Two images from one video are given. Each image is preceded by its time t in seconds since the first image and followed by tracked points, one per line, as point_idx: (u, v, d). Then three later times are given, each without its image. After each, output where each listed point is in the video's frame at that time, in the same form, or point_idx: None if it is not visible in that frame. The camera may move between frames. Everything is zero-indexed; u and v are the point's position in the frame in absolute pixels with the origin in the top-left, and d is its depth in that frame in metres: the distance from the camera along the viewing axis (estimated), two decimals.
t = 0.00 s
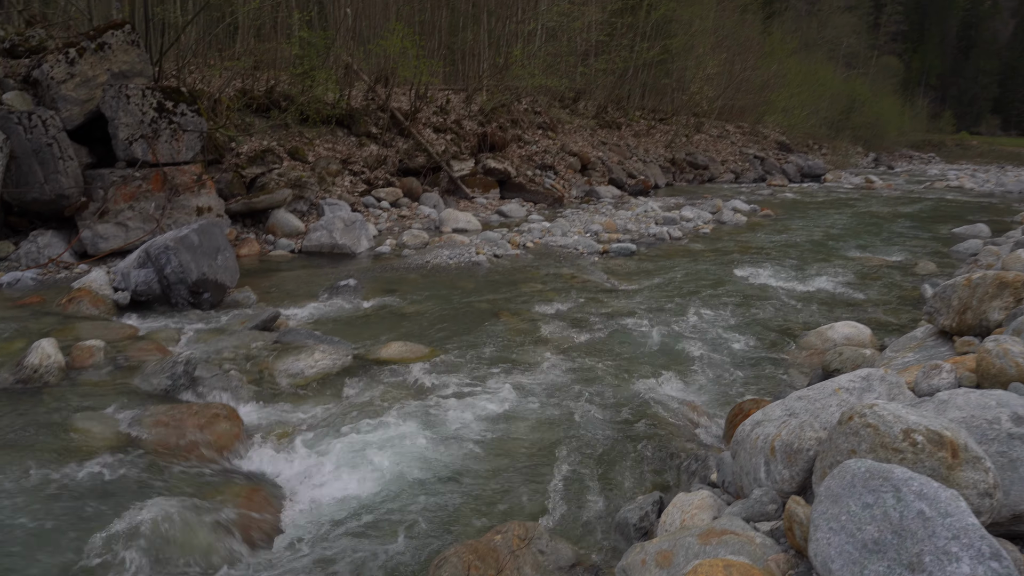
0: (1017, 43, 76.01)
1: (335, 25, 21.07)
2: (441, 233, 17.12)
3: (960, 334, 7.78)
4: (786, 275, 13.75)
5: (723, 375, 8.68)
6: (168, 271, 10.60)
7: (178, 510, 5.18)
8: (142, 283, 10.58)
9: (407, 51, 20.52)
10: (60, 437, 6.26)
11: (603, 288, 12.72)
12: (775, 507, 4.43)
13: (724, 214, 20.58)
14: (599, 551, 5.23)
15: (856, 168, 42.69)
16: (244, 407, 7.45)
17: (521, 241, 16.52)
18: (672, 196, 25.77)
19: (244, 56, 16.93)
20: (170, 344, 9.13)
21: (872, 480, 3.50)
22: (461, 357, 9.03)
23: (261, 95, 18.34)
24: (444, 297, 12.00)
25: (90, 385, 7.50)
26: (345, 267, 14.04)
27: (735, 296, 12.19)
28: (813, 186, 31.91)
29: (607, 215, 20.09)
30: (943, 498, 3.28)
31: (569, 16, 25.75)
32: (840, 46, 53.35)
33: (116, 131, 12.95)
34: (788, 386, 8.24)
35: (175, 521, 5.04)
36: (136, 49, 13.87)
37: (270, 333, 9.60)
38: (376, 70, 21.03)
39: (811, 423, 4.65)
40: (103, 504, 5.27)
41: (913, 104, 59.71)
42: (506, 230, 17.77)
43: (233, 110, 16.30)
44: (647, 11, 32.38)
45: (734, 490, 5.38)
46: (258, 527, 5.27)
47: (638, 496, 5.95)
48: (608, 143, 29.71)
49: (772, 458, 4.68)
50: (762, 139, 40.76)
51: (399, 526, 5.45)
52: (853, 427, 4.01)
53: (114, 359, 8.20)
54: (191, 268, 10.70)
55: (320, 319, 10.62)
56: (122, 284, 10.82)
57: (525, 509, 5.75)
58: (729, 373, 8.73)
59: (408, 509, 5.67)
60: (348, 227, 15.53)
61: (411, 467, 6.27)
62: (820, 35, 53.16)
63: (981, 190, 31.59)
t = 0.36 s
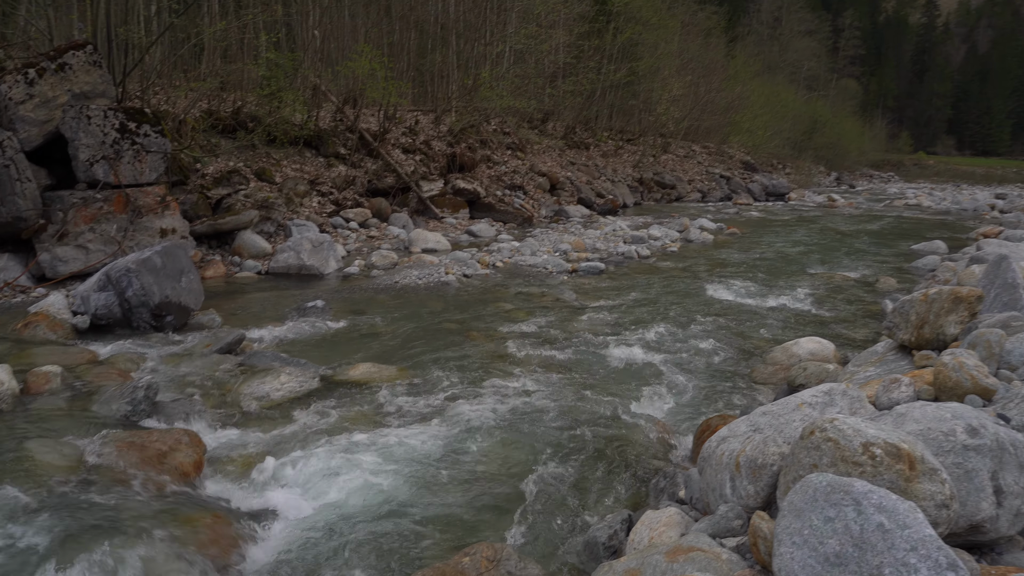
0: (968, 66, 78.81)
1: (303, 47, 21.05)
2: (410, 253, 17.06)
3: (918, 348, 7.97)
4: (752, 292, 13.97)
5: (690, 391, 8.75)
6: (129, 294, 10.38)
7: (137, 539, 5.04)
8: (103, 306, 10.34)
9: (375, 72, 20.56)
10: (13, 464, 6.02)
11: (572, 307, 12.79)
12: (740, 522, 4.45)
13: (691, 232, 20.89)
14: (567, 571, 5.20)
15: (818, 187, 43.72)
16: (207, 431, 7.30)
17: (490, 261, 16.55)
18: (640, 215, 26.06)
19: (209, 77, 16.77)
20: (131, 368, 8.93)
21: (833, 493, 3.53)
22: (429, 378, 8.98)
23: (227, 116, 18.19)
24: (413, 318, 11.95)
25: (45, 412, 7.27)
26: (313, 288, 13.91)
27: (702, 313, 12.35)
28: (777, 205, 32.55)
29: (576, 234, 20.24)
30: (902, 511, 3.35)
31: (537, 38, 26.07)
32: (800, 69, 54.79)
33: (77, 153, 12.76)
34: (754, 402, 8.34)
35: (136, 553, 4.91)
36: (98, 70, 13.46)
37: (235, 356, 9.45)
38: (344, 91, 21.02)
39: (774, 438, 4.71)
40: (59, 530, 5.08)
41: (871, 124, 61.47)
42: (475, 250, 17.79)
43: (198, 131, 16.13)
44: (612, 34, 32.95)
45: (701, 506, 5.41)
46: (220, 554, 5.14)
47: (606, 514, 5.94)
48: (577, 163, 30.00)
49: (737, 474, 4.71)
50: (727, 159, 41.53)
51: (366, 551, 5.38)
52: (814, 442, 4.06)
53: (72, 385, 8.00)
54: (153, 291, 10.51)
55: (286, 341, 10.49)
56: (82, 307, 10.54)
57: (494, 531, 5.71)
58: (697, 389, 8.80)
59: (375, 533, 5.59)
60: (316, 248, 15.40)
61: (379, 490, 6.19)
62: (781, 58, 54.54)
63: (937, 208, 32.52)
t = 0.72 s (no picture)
0: (922, 79, 81.29)
1: (267, 57, 20.85)
2: (377, 264, 16.94)
3: (876, 353, 8.14)
4: (716, 300, 14.16)
5: (657, 399, 8.81)
6: (85, 308, 10.11)
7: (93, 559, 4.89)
8: (58, 321, 10.06)
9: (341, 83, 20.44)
10: None
11: (539, 317, 12.82)
12: (704, 529, 4.48)
13: (657, 241, 21.12)
14: None
15: (780, 197, 44.61)
16: (166, 448, 7.13)
17: (458, 272, 16.50)
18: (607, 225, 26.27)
19: (170, 87, 16.50)
20: (87, 385, 8.68)
21: (793, 498, 3.57)
22: (396, 390, 8.91)
23: (189, 127, 17.90)
24: (379, 330, 11.85)
25: None
26: (277, 300, 13.72)
27: (667, 322, 12.47)
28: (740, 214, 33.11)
29: (543, 245, 20.32)
30: (859, 514, 3.41)
31: (503, 50, 26.21)
32: (761, 81, 55.96)
33: (31, 164, 12.45)
34: (719, 408, 8.43)
35: (93, 571, 4.73)
36: (52, 80, 13.10)
37: (196, 371, 9.26)
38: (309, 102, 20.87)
39: (736, 444, 4.76)
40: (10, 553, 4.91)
41: (830, 136, 62.98)
42: (442, 261, 17.74)
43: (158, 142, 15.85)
44: (578, 46, 33.29)
45: (666, 514, 5.43)
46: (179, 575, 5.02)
47: (574, 524, 5.93)
48: (544, 174, 30.14)
49: (701, 481, 4.74)
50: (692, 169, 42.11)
51: (330, 569, 5.29)
52: (774, 447, 4.11)
53: (24, 403, 7.75)
54: (111, 305, 10.26)
55: (249, 355, 10.32)
56: (35, 323, 10.24)
57: (461, 543, 5.67)
58: (663, 397, 8.86)
59: (340, 550, 5.52)
60: (280, 260, 15.25)
61: (344, 505, 6.11)
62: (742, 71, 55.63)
63: (894, 217, 33.40)
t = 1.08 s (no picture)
0: (877, 86, 83.54)
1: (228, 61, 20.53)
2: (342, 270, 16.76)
3: (835, 353, 8.31)
4: (681, 303, 14.32)
5: (623, 401, 8.86)
6: (38, 317, 9.79)
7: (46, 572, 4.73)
8: (9, 330, 9.73)
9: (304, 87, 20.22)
10: None
11: (506, 321, 12.82)
12: (668, 529, 4.51)
13: (622, 245, 21.29)
14: None
15: (742, 201, 45.34)
16: (124, 459, 6.94)
17: (424, 277, 16.42)
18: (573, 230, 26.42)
19: (128, 91, 16.15)
20: (40, 396, 8.41)
21: (755, 495, 3.61)
22: (361, 397, 8.81)
23: (147, 132, 17.51)
24: (344, 336, 11.72)
25: None
26: (239, 308, 13.48)
27: (633, 324, 12.57)
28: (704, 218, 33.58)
29: (510, 249, 20.34)
30: (818, 509, 3.47)
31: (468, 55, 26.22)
32: (723, 88, 56.93)
33: None
34: (684, 410, 8.51)
35: None
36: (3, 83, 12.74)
37: (155, 380, 9.04)
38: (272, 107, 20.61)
39: (699, 444, 4.81)
40: None
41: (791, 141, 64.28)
42: (408, 266, 17.64)
43: (115, 147, 15.49)
44: (543, 52, 33.47)
45: (632, 515, 5.45)
46: None
47: (541, 527, 5.93)
48: (510, 179, 30.19)
49: (665, 481, 4.78)
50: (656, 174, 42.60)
51: None
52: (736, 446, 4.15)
53: None
54: (65, 314, 9.96)
55: (211, 364, 10.12)
56: None
57: (428, 550, 5.62)
58: (629, 399, 8.93)
59: (305, 561, 5.43)
60: (242, 267, 15.03)
61: (309, 515, 6.02)
62: (705, 78, 56.53)
63: (853, 220, 34.19)
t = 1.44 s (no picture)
0: (836, 88, 85.43)
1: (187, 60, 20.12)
2: (306, 272, 16.55)
3: (795, 349, 8.47)
4: (646, 301, 14.46)
5: (588, 400, 8.90)
6: None
7: None
8: None
9: (266, 87, 19.92)
10: None
11: (472, 321, 12.80)
12: (632, 526, 4.55)
13: (588, 245, 21.42)
14: None
15: (706, 200, 45.97)
16: (80, 467, 6.75)
17: (390, 278, 16.31)
18: (539, 230, 26.50)
19: (82, 90, 15.71)
20: None
21: (716, 490, 3.65)
22: (325, 399, 8.70)
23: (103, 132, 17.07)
24: (309, 338, 11.57)
25: None
26: (200, 311, 13.23)
27: (599, 324, 12.65)
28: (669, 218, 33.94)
29: (476, 250, 20.30)
30: (777, 502, 3.52)
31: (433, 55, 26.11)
32: (687, 89, 57.66)
33: None
34: (650, 407, 8.59)
35: None
36: None
37: (112, 386, 8.82)
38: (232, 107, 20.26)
39: (661, 441, 4.85)
40: None
41: (753, 141, 65.35)
42: (374, 267, 17.50)
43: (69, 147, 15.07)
44: (508, 53, 33.49)
45: (597, 513, 5.48)
46: None
47: (506, 527, 5.93)
48: (476, 180, 30.13)
49: (628, 478, 4.81)
50: (622, 174, 42.93)
51: None
52: (697, 442, 4.19)
53: None
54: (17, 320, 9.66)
55: (171, 368, 9.91)
56: None
57: (394, 553, 5.58)
58: (595, 397, 8.99)
59: (269, 568, 5.36)
60: (204, 270, 14.77)
61: (273, 521, 5.93)
62: (669, 78, 57.16)
63: (814, 219, 34.88)
